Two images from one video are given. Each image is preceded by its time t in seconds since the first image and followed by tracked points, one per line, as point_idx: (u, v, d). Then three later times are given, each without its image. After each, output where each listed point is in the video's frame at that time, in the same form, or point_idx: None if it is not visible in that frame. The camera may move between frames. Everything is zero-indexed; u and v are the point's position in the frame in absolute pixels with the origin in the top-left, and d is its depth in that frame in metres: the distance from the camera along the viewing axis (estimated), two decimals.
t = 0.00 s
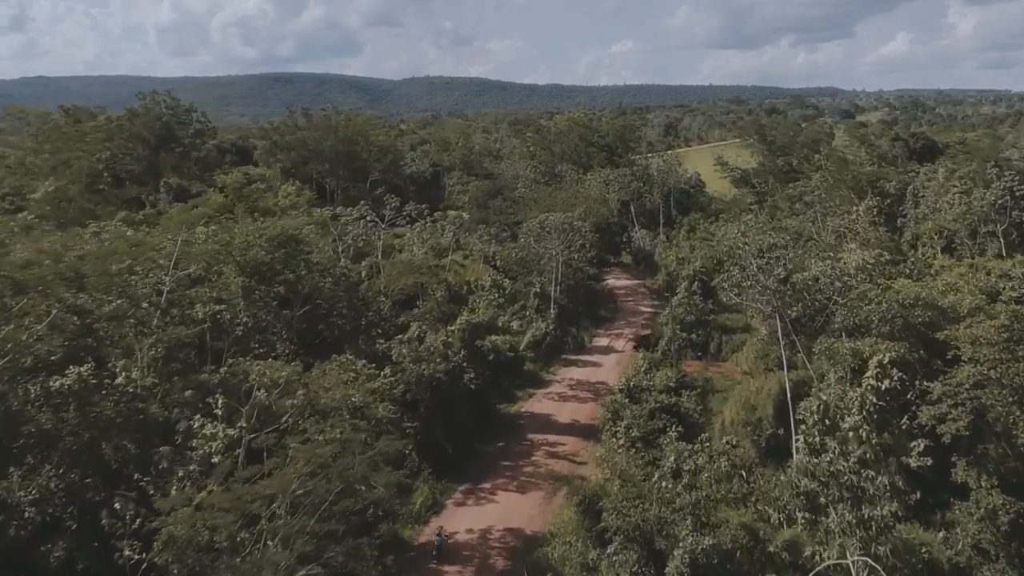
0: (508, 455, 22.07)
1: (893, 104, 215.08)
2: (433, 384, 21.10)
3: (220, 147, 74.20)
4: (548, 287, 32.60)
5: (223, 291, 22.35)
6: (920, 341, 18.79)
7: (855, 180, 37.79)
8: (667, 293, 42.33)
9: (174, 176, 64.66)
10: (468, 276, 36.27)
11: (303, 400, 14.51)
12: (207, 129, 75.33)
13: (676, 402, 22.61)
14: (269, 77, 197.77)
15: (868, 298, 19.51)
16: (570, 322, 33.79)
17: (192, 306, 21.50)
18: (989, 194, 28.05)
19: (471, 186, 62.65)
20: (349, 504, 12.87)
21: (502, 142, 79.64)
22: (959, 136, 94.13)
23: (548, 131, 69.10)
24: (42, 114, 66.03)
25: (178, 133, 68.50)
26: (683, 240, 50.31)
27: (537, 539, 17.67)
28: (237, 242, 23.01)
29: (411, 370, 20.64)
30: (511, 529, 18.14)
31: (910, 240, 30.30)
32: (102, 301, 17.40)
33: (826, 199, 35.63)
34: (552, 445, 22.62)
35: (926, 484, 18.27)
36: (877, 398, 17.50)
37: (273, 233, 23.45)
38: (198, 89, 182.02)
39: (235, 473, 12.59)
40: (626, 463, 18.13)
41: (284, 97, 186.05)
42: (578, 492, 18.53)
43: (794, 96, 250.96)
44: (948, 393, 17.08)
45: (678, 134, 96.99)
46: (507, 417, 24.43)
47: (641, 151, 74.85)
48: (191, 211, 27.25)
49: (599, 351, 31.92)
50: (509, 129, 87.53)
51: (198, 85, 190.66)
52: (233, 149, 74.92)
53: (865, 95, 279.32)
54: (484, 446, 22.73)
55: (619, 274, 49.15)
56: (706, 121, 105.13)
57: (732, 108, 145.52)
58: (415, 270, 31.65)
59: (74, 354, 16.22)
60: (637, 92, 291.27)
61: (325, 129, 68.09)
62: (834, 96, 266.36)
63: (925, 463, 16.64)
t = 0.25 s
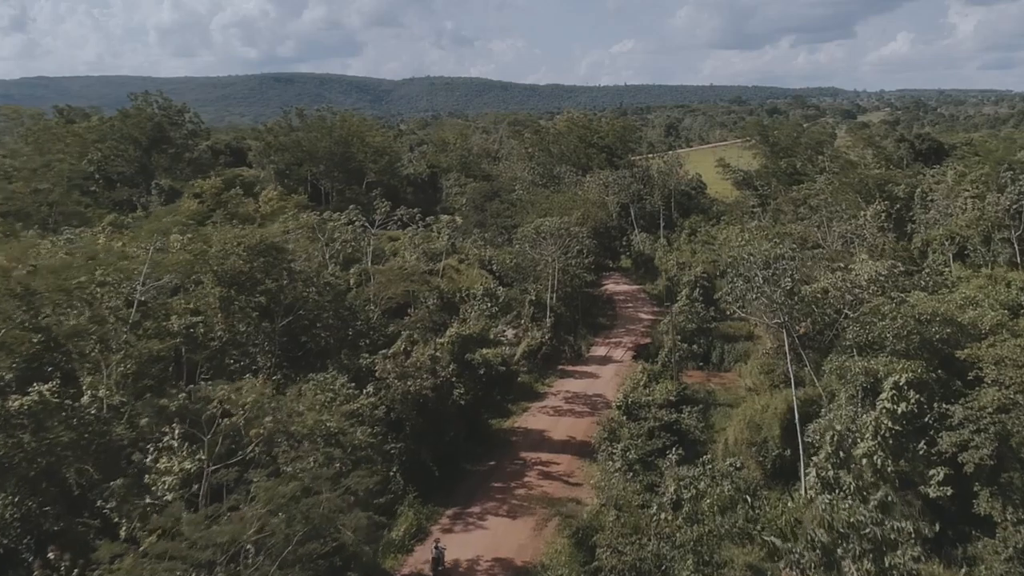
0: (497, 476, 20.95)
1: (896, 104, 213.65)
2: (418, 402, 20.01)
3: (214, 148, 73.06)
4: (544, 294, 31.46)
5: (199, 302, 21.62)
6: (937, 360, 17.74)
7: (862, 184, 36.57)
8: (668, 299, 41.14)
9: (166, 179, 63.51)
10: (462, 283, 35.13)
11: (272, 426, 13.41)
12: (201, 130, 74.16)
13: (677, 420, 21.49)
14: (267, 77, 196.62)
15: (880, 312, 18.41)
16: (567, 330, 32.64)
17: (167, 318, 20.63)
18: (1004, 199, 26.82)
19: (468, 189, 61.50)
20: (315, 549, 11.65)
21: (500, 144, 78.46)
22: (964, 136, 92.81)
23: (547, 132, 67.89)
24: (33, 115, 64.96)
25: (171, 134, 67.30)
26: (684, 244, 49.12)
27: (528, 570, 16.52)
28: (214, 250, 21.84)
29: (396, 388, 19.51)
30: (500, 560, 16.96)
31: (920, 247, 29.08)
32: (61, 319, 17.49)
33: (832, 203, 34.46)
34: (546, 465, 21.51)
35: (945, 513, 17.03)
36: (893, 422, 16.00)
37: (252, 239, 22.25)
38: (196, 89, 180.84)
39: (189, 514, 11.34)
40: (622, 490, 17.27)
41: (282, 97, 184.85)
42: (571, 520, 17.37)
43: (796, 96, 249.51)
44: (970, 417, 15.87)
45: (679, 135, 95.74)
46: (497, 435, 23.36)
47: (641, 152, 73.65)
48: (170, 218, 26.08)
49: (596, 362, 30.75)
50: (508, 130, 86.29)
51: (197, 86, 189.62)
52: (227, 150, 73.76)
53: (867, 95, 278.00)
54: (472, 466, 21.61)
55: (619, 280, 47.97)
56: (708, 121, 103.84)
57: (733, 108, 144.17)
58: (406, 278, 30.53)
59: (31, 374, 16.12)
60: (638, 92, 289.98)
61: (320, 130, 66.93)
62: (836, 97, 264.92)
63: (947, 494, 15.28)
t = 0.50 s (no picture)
0: (488, 498, 19.82)
1: (898, 104, 212.41)
2: (404, 421, 18.91)
3: (208, 149, 72.02)
4: (539, 302, 30.39)
5: (173, 314, 20.56)
6: (956, 381, 16.65)
7: (869, 187, 35.43)
8: (669, 305, 40.06)
9: (159, 181, 62.39)
10: (456, 290, 34.08)
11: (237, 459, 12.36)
12: (195, 131, 73.01)
13: (678, 438, 20.45)
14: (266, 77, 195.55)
15: (896, 328, 17.32)
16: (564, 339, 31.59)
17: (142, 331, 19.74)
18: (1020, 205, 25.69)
19: (465, 191, 60.40)
20: None
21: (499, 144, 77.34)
22: (969, 136, 91.64)
23: (546, 133, 66.77)
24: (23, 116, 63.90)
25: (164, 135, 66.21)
26: (685, 248, 48.05)
27: None
28: (188, 260, 20.79)
29: (380, 407, 18.43)
30: None
31: (931, 254, 27.94)
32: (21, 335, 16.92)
33: (839, 208, 33.36)
34: (539, 486, 20.40)
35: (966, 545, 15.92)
36: (910, 451, 15.15)
37: (228, 248, 21.27)
38: (194, 89, 179.60)
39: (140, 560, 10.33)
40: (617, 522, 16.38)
41: (281, 97, 183.78)
42: (564, 552, 16.34)
43: (798, 95, 248.22)
44: (995, 446, 14.78)
45: (681, 135, 94.53)
46: (490, 452, 22.21)
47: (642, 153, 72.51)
48: (149, 223, 25.05)
49: (594, 372, 29.65)
50: (507, 130, 85.11)
51: (195, 85, 188.37)
52: (221, 151, 72.63)
53: (869, 95, 276.75)
54: (462, 486, 20.48)
55: (618, 284, 46.90)
56: (709, 121, 102.60)
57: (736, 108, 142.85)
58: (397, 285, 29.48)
59: None
60: (639, 92, 288.83)
61: (315, 131, 65.86)
62: (839, 96, 263.64)
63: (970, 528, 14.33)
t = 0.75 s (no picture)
0: (477, 522, 18.75)
1: (900, 104, 211.33)
2: (388, 441, 17.89)
3: (202, 150, 70.91)
4: (535, 310, 29.36)
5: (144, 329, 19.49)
6: (976, 403, 15.74)
7: (876, 191, 34.37)
8: (669, 311, 39.04)
9: (151, 182, 61.29)
10: (449, 297, 33.05)
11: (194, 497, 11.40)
12: (189, 131, 71.90)
13: (678, 458, 19.53)
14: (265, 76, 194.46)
15: (912, 347, 16.28)
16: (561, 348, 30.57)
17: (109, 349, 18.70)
18: None
19: (462, 193, 59.37)
20: None
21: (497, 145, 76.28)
22: (973, 136, 90.60)
23: (544, 134, 65.71)
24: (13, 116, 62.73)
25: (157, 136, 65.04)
26: (686, 252, 47.02)
27: None
28: (161, 270, 19.76)
29: (362, 428, 17.36)
30: None
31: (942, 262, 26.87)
32: None
33: (846, 213, 32.32)
34: (532, 508, 19.35)
35: None
36: (934, 481, 14.11)
37: (205, 257, 20.18)
38: (192, 88, 178.40)
39: None
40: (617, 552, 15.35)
41: (280, 96, 182.72)
42: None
43: (800, 96, 247.11)
44: None
45: (681, 135, 93.43)
46: (481, 471, 21.08)
47: (643, 153, 71.43)
48: (126, 231, 24.05)
49: (591, 383, 28.59)
50: (506, 131, 84.05)
51: (193, 84, 187.16)
52: (216, 152, 71.54)
53: (870, 95, 275.67)
54: (450, 509, 19.44)
55: (618, 289, 45.88)
56: (710, 121, 101.52)
57: (736, 107, 141.92)
58: (387, 294, 28.46)
59: None
60: (639, 92, 287.80)
61: (309, 132, 64.79)
62: (840, 97, 262.71)
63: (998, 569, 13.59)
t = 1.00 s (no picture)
0: (464, 551, 17.74)
1: (902, 104, 210.03)
2: (371, 462, 16.87)
3: (196, 151, 69.90)
4: (531, 319, 28.34)
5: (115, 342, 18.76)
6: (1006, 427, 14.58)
7: (886, 195, 33.18)
8: (670, 317, 38.02)
9: (143, 184, 60.24)
10: (443, 304, 32.02)
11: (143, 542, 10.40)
12: (183, 132, 70.84)
13: (681, 480, 18.60)
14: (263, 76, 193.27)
15: (932, 367, 15.22)
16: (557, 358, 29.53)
17: (80, 362, 18.42)
18: None
19: (459, 195, 58.31)
20: None
21: (496, 145, 75.18)
22: (979, 137, 89.38)
23: (543, 135, 64.55)
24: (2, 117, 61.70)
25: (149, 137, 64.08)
26: (688, 256, 45.94)
27: None
28: (132, 279, 18.52)
29: (341, 450, 16.23)
30: None
31: (955, 269, 25.73)
32: None
33: (853, 217, 31.24)
34: (524, 533, 18.25)
35: None
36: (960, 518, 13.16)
37: (179, 266, 18.99)
38: (190, 88, 177.26)
39: None
40: None
41: (279, 96, 181.67)
42: None
43: (800, 96, 246.17)
44: None
45: (683, 136, 92.22)
46: (470, 492, 20.04)
47: (644, 154, 70.32)
48: (102, 238, 23.09)
49: (589, 394, 27.53)
50: (505, 131, 82.91)
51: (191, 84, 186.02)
52: (210, 153, 70.48)
53: (872, 96, 274.53)
54: (435, 535, 18.42)
55: (617, 294, 44.83)
56: (713, 120, 100.44)
57: (737, 108, 141.70)
58: (377, 302, 27.46)
59: None
60: (640, 92, 286.63)
61: (303, 133, 63.71)
62: (842, 96, 261.43)
63: None
